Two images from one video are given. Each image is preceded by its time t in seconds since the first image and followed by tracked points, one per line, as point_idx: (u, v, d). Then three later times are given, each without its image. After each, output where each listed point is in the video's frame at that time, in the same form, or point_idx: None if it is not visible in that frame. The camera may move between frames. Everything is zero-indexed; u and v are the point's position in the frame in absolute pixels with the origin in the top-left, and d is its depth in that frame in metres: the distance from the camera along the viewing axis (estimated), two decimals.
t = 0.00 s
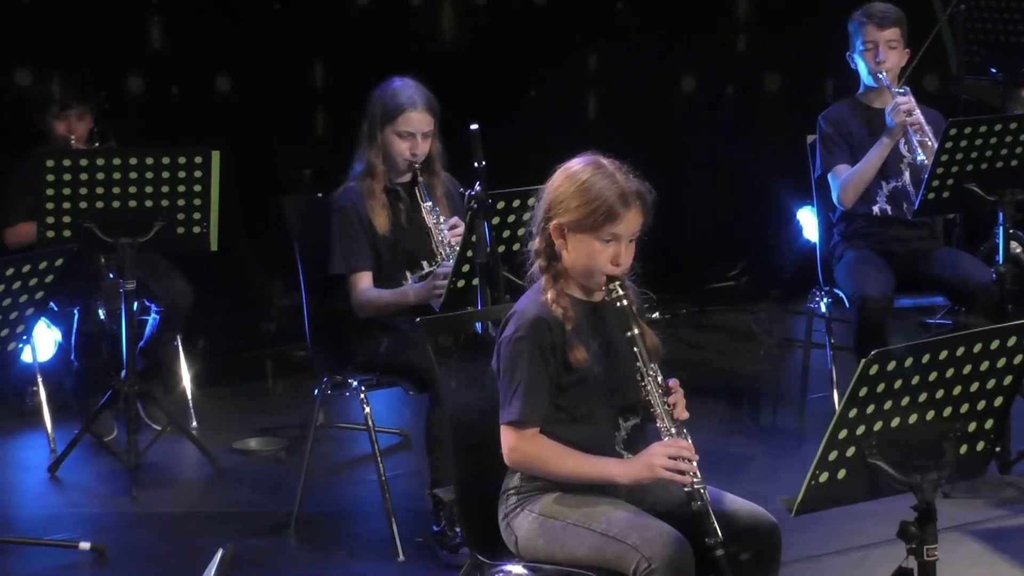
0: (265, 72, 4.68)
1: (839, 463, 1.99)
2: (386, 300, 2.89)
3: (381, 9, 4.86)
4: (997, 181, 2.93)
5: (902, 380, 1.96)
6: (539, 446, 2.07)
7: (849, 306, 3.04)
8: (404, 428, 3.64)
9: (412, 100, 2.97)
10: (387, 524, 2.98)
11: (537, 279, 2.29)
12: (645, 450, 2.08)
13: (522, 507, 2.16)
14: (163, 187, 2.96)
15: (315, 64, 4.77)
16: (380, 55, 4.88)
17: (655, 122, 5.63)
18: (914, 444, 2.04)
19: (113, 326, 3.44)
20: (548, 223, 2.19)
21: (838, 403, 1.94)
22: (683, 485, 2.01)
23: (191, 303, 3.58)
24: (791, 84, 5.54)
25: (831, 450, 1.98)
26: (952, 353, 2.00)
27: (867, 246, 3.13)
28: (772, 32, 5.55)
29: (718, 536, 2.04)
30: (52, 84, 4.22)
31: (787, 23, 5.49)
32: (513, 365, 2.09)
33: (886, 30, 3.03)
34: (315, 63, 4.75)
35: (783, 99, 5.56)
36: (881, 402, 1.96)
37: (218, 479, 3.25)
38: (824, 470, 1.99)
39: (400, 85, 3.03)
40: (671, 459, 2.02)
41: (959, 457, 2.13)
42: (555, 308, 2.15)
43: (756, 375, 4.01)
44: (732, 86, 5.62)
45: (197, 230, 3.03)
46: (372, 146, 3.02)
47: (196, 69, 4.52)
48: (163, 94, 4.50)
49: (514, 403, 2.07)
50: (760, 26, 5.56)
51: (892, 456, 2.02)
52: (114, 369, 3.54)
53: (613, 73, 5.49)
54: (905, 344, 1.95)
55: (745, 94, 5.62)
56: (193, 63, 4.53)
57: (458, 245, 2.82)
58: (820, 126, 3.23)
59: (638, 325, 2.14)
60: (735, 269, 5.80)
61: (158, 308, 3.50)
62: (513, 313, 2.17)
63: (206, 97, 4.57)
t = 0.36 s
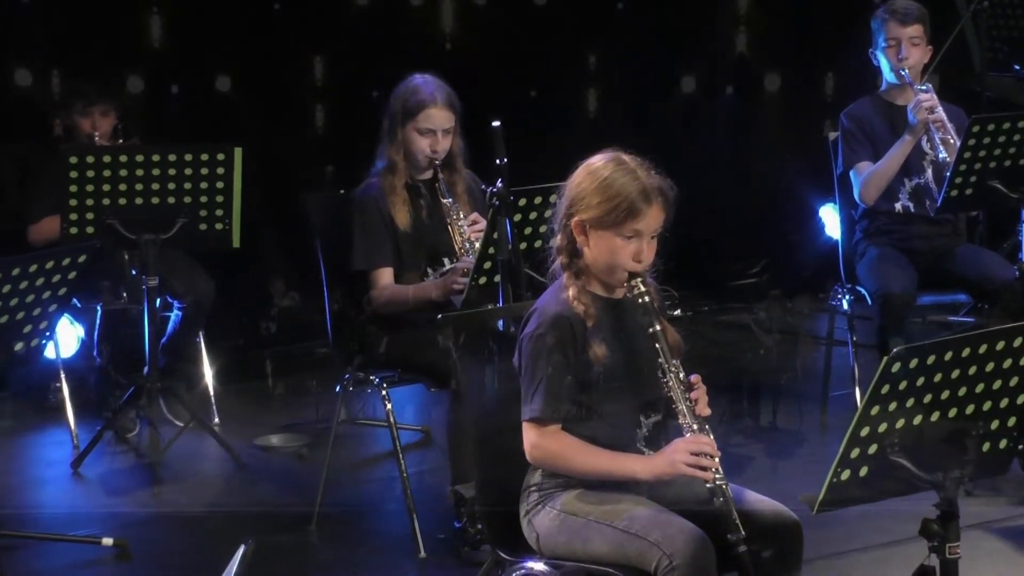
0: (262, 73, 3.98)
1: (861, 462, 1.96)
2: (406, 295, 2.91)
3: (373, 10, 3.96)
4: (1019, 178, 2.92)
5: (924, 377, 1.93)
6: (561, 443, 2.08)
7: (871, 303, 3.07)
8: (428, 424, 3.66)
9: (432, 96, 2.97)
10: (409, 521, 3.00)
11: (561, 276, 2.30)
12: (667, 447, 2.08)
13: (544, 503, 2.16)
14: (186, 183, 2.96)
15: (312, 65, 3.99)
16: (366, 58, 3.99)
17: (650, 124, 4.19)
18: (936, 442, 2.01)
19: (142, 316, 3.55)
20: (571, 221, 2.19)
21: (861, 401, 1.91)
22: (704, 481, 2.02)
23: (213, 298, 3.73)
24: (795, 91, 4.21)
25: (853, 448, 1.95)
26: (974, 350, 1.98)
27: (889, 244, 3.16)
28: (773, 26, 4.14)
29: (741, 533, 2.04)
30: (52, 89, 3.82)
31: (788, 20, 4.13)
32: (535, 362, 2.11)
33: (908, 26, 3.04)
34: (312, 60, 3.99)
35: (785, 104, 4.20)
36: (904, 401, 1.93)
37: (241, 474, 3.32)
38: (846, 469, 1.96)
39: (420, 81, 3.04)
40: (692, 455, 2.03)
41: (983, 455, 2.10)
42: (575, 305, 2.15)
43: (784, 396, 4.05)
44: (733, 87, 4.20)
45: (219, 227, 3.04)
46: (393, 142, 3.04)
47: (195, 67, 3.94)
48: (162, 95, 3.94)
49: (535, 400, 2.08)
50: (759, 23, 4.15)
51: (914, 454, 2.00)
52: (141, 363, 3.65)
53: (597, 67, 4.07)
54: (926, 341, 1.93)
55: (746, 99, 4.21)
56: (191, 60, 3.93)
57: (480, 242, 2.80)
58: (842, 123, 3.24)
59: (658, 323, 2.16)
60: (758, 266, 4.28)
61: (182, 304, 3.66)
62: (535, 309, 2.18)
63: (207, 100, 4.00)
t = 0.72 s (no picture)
0: (262, 70, 3.55)
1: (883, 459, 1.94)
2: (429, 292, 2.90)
3: (373, 9, 3.55)
4: None
5: (947, 375, 1.91)
6: (578, 442, 2.10)
7: (894, 301, 3.15)
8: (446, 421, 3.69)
9: (454, 93, 2.98)
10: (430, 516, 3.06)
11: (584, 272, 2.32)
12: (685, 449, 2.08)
13: (565, 500, 2.19)
14: (210, 180, 2.96)
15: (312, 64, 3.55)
16: (362, 57, 3.57)
17: (649, 128, 3.68)
18: (959, 439, 1.99)
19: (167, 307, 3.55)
20: (595, 218, 2.20)
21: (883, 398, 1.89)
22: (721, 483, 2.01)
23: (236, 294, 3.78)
24: (799, 93, 3.66)
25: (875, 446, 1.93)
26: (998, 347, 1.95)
27: (911, 242, 3.21)
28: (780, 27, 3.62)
29: (757, 538, 2.08)
30: (53, 90, 3.49)
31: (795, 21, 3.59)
32: (556, 360, 2.12)
33: (931, 24, 3.07)
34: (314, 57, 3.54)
35: (787, 108, 3.66)
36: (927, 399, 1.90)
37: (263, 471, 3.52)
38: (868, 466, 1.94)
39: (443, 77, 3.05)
40: (709, 458, 2.02)
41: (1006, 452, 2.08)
42: (598, 303, 2.18)
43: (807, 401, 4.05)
44: (735, 86, 3.62)
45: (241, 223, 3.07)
46: (414, 139, 3.05)
47: (195, 68, 3.53)
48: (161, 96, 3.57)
49: (555, 398, 2.11)
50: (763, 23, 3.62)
51: (937, 452, 1.98)
52: (160, 359, 3.69)
53: (597, 67, 3.53)
54: (949, 338, 1.90)
55: (745, 99, 3.65)
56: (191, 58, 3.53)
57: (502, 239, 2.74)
58: (866, 120, 3.29)
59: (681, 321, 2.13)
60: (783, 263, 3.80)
61: (204, 300, 3.69)
62: (557, 306, 2.20)
63: (207, 100, 3.59)
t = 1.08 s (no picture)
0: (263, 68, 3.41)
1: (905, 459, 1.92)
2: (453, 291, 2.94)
3: (374, 11, 3.43)
4: None
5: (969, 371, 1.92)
6: (600, 440, 2.15)
7: (916, 298, 3.25)
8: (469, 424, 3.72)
9: (477, 89, 3.02)
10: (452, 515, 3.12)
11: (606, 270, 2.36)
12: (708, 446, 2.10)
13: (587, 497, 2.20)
14: (231, 177, 2.95)
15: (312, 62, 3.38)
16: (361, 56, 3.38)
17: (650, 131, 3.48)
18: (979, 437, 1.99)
19: (189, 304, 3.60)
20: (616, 216, 2.24)
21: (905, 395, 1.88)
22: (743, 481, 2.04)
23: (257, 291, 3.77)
24: (800, 92, 3.48)
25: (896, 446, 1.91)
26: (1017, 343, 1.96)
27: (933, 238, 3.23)
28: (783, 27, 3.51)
29: (777, 535, 2.12)
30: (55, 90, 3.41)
31: (799, 20, 3.51)
32: (577, 355, 2.18)
33: (954, 21, 3.11)
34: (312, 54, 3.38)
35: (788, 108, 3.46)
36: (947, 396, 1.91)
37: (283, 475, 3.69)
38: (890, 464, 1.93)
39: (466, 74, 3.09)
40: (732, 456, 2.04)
41: None
42: (620, 299, 2.24)
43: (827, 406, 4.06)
44: (734, 86, 3.42)
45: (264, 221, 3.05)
46: (437, 135, 3.05)
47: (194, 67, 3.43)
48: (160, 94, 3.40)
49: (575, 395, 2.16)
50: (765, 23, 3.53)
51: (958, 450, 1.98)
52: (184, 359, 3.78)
53: (595, 67, 3.39)
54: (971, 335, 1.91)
55: (745, 102, 3.43)
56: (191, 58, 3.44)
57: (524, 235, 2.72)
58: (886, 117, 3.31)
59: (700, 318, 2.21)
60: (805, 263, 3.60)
61: (226, 297, 3.65)
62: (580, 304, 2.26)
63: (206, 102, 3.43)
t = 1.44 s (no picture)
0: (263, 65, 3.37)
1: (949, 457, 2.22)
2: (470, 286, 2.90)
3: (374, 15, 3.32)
4: None
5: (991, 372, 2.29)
6: (620, 435, 2.24)
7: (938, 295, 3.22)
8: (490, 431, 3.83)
9: (497, 88, 2.96)
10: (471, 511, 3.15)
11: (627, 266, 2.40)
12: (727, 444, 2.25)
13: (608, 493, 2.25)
14: (252, 173, 2.92)
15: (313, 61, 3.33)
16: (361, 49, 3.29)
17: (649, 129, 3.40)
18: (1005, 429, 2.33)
19: (208, 300, 3.53)
20: (636, 213, 2.28)
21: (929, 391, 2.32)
22: (761, 475, 2.19)
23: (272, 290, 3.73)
24: (800, 94, 3.39)
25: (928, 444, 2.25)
26: None
27: (955, 237, 3.17)
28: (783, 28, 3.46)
29: (801, 532, 2.11)
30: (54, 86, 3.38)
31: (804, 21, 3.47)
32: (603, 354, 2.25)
33: (977, 17, 3.11)
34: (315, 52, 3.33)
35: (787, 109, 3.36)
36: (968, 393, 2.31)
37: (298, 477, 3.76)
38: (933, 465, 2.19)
39: (485, 71, 3.03)
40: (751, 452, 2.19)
41: None
42: (641, 296, 2.27)
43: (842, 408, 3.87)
44: (733, 86, 3.35)
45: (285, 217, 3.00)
46: (457, 132, 2.92)
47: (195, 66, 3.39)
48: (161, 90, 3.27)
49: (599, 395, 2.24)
50: (764, 23, 3.48)
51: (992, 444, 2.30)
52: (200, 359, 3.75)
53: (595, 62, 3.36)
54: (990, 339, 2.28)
55: (747, 100, 3.35)
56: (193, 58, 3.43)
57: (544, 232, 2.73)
58: (908, 114, 3.30)
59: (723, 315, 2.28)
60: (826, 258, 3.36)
61: (247, 292, 3.52)
62: (603, 300, 2.30)
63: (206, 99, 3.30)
